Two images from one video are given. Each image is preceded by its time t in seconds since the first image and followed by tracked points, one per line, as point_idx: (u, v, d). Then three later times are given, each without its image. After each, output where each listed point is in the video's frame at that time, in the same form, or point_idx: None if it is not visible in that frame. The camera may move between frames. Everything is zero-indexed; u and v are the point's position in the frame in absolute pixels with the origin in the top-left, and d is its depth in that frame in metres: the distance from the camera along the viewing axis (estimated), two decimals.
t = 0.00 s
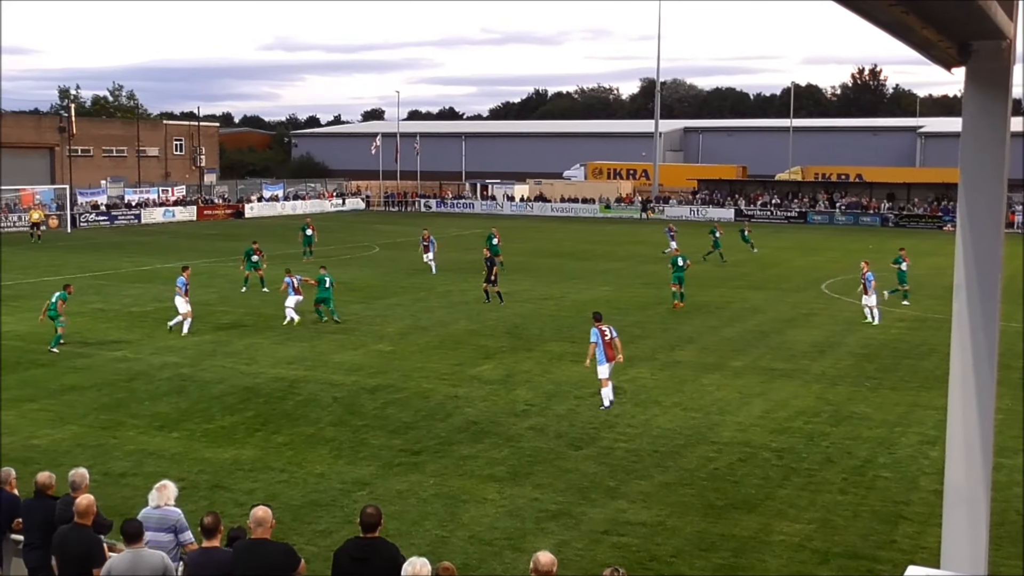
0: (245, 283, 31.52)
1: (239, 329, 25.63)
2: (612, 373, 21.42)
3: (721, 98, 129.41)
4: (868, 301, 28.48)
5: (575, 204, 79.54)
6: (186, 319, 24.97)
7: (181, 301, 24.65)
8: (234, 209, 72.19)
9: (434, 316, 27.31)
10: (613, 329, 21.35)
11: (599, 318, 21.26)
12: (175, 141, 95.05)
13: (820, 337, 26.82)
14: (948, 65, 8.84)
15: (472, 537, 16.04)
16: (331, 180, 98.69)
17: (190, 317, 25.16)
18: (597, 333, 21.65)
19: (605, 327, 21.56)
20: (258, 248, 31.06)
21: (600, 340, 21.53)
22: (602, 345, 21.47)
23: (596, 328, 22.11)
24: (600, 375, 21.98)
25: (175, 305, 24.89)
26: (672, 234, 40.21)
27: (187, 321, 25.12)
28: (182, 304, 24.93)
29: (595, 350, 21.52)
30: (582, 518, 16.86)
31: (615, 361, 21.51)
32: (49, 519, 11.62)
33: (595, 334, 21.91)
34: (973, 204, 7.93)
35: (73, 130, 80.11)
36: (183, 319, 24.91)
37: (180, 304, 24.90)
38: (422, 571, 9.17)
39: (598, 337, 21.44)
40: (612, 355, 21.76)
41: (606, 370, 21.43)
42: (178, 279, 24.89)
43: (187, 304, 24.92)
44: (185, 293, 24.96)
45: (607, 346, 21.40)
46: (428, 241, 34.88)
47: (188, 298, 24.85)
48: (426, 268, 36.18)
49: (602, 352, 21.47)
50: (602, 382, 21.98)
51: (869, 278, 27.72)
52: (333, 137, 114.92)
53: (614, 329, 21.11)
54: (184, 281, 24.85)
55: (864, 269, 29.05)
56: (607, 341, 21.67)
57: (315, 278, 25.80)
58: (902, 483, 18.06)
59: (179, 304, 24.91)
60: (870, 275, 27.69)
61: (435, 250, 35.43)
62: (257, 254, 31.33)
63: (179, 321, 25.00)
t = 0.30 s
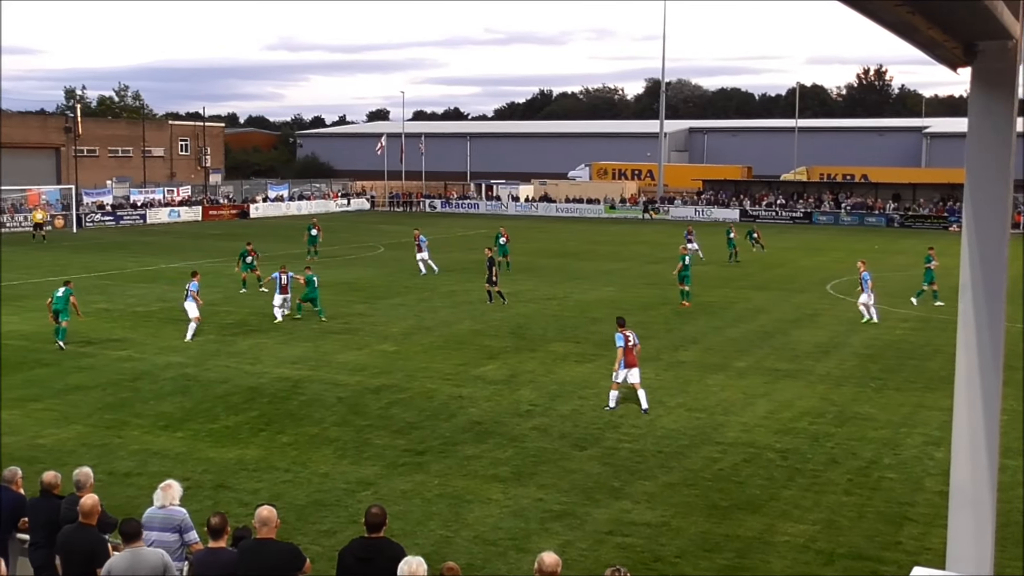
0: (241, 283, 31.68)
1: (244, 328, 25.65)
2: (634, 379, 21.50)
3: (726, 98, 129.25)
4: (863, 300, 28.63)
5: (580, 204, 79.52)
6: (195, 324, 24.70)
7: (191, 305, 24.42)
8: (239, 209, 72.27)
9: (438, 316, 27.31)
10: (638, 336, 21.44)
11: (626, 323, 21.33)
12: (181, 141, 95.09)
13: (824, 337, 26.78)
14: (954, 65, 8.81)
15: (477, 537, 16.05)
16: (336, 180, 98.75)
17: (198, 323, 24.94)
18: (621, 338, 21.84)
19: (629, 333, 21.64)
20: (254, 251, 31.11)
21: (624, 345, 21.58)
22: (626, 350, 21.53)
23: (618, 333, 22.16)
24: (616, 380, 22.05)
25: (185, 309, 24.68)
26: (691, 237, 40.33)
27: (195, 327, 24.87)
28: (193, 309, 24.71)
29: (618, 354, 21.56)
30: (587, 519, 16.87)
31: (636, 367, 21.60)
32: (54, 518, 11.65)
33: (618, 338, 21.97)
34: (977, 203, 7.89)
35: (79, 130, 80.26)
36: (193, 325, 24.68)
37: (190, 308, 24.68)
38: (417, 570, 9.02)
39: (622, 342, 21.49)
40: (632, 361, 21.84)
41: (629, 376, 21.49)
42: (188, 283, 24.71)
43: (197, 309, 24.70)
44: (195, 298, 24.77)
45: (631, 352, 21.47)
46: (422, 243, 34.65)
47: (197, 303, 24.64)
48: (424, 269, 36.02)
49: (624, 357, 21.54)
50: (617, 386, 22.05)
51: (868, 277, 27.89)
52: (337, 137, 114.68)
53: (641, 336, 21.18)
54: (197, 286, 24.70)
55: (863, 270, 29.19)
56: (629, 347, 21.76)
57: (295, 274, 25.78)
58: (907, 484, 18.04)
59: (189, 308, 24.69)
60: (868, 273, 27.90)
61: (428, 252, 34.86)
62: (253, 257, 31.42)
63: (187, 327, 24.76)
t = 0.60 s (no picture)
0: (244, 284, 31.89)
1: (256, 328, 25.71)
2: (653, 380, 21.49)
3: (738, 98, 129.10)
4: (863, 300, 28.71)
5: (592, 204, 79.52)
6: (210, 321, 24.43)
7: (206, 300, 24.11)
8: (251, 210, 72.52)
9: (449, 317, 27.31)
10: (660, 337, 21.45)
11: (648, 323, 21.37)
12: (194, 141, 95.38)
13: (837, 339, 26.70)
14: (969, 65, 8.78)
15: (487, 538, 16.05)
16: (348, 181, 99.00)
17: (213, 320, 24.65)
18: (643, 338, 21.79)
19: (652, 334, 21.65)
20: (255, 253, 31.20)
21: (646, 346, 21.59)
22: (647, 351, 21.55)
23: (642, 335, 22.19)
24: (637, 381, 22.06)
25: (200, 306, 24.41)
26: (709, 239, 40.30)
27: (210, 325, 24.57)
28: (209, 306, 24.40)
29: (639, 354, 21.59)
30: (598, 519, 16.85)
31: (656, 369, 21.59)
32: (67, 517, 11.70)
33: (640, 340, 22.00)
34: (989, 205, 7.87)
35: (92, 131, 80.67)
36: (207, 322, 24.39)
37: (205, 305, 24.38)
38: (407, 570, 8.87)
39: (644, 342, 21.52)
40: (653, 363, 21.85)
41: (648, 376, 21.48)
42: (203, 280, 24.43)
43: (213, 305, 24.39)
44: (212, 293, 24.48)
45: (652, 353, 21.47)
46: (417, 244, 34.50)
47: (213, 298, 24.36)
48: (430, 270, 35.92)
49: (644, 358, 21.55)
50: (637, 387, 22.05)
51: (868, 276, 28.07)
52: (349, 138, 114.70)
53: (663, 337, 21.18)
54: (215, 282, 24.44)
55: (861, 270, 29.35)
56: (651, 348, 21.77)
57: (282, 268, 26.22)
58: (920, 486, 17.95)
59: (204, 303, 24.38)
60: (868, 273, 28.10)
61: (423, 253, 34.55)
62: (255, 259, 31.52)
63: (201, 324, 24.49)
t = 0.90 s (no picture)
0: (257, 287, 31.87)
1: (280, 328, 25.81)
2: (677, 383, 21.32)
3: (761, 99, 128.69)
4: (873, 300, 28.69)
5: (615, 206, 79.34)
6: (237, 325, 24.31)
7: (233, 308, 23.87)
8: (274, 210, 72.86)
9: (470, 318, 27.31)
10: (682, 340, 21.18)
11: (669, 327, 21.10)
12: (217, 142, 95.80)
13: (860, 340, 26.54)
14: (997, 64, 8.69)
15: (508, 539, 16.05)
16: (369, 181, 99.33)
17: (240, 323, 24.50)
18: (665, 341, 21.50)
19: (674, 336, 21.40)
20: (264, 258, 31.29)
21: (668, 348, 21.36)
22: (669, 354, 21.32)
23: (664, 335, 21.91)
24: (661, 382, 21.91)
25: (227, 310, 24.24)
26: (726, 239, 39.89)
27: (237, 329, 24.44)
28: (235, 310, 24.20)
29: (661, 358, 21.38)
30: (618, 521, 16.81)
31: (680, 371, 21.40)
32: (91, 515, 11.77)
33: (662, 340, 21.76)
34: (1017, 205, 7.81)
35: (117, 131, 81.25)
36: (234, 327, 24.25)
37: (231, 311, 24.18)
38: (411, 571, 8.99)
39: (666, 345, 21.28)
40: (676, 363, 21.64)
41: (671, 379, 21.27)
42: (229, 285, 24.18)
43: (240, 312, 24.16)
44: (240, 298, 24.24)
45: (673, 356, 21.24)
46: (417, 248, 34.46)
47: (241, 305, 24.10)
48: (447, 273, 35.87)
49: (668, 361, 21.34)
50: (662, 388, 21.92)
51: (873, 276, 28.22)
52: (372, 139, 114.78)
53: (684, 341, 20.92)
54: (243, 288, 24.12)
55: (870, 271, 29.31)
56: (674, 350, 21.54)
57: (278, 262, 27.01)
58: (943, 489, 17.82)
59: (231, 309, 24.20)
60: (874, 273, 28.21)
61: (421, 251, 34.55)
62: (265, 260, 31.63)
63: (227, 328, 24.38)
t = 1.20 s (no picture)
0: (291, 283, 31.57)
1: (322, 330, 25.58)
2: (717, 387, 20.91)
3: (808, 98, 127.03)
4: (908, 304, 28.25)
5: (660, 206, 78.77)
6: (278, 326, 24.10)
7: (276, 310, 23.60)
8: (316, 210, 72.87)
9: (514, 320, 26.95)
10: (722, 343, 20.80)
11: (709, 330, 20.71)
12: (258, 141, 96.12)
13: (911, 344, 25.92)
14: None
15: (552, 544, 15.70)
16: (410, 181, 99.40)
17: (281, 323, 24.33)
18: (705, 344, 21.15)
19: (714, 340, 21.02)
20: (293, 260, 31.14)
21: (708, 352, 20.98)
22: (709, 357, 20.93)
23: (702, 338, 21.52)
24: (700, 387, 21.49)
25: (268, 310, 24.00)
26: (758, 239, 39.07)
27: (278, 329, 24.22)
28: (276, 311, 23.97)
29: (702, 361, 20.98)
30: (663, 527, 16.40)
31: (720, 375, 20.99)
32: (133, 516, 11.55)
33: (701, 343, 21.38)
34: None
35: (158, 130, 81.68)
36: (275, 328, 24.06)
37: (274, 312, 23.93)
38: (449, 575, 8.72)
39: (706, 349, 20.89)
40: (716, 367, 21.24)
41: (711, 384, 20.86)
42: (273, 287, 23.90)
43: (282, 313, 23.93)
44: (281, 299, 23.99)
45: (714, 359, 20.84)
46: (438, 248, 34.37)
47: (281, 305, 23.87)
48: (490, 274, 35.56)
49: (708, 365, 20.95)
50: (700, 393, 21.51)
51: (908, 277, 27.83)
52: (413, 137, 115.12)
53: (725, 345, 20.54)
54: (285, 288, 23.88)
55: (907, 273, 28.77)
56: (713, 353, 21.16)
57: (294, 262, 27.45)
58: (1000, 497, 17.25)
59: (273, 310, 23.96)
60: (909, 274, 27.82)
61: (442, 251, 34.36)
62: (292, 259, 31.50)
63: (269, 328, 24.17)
